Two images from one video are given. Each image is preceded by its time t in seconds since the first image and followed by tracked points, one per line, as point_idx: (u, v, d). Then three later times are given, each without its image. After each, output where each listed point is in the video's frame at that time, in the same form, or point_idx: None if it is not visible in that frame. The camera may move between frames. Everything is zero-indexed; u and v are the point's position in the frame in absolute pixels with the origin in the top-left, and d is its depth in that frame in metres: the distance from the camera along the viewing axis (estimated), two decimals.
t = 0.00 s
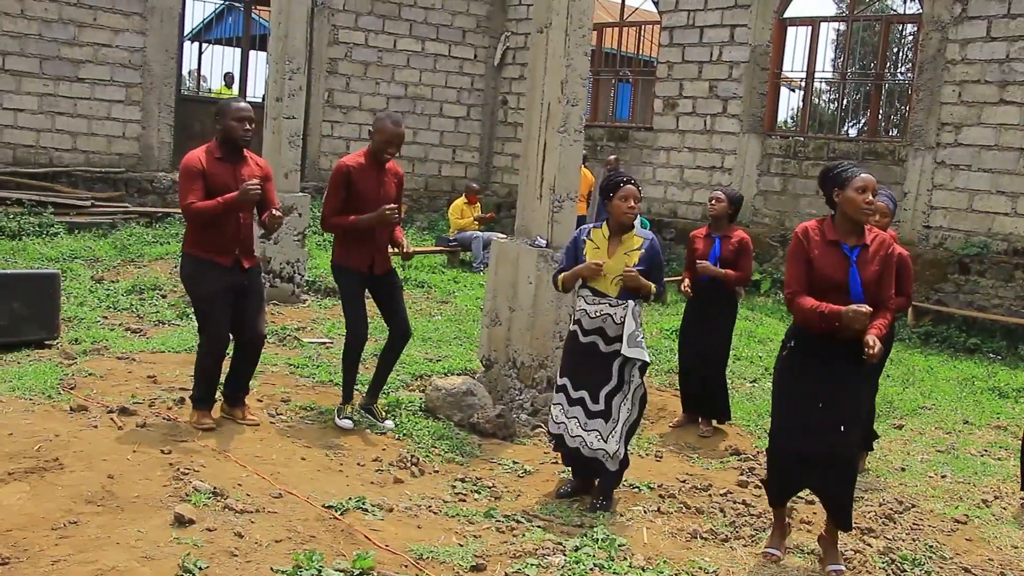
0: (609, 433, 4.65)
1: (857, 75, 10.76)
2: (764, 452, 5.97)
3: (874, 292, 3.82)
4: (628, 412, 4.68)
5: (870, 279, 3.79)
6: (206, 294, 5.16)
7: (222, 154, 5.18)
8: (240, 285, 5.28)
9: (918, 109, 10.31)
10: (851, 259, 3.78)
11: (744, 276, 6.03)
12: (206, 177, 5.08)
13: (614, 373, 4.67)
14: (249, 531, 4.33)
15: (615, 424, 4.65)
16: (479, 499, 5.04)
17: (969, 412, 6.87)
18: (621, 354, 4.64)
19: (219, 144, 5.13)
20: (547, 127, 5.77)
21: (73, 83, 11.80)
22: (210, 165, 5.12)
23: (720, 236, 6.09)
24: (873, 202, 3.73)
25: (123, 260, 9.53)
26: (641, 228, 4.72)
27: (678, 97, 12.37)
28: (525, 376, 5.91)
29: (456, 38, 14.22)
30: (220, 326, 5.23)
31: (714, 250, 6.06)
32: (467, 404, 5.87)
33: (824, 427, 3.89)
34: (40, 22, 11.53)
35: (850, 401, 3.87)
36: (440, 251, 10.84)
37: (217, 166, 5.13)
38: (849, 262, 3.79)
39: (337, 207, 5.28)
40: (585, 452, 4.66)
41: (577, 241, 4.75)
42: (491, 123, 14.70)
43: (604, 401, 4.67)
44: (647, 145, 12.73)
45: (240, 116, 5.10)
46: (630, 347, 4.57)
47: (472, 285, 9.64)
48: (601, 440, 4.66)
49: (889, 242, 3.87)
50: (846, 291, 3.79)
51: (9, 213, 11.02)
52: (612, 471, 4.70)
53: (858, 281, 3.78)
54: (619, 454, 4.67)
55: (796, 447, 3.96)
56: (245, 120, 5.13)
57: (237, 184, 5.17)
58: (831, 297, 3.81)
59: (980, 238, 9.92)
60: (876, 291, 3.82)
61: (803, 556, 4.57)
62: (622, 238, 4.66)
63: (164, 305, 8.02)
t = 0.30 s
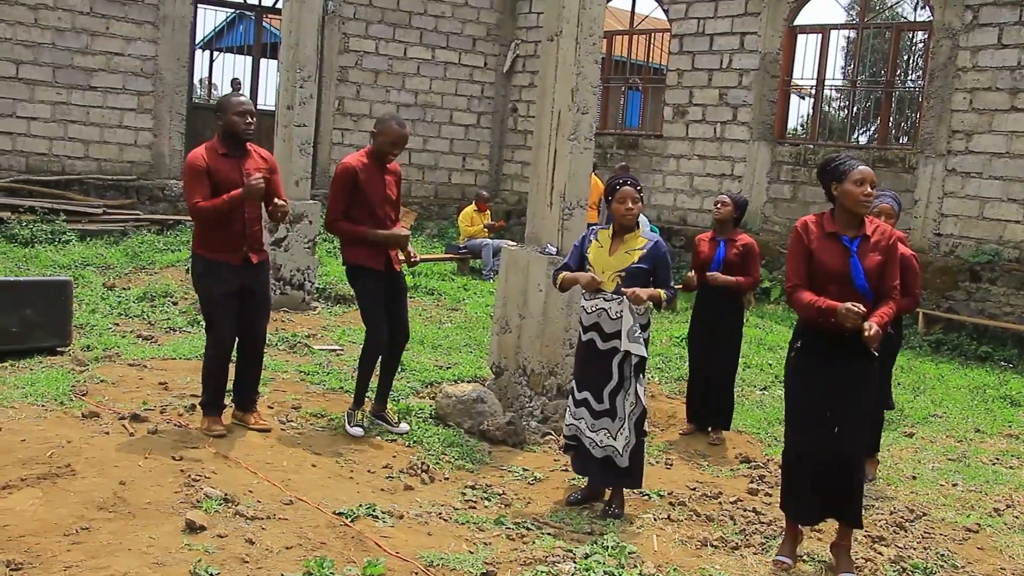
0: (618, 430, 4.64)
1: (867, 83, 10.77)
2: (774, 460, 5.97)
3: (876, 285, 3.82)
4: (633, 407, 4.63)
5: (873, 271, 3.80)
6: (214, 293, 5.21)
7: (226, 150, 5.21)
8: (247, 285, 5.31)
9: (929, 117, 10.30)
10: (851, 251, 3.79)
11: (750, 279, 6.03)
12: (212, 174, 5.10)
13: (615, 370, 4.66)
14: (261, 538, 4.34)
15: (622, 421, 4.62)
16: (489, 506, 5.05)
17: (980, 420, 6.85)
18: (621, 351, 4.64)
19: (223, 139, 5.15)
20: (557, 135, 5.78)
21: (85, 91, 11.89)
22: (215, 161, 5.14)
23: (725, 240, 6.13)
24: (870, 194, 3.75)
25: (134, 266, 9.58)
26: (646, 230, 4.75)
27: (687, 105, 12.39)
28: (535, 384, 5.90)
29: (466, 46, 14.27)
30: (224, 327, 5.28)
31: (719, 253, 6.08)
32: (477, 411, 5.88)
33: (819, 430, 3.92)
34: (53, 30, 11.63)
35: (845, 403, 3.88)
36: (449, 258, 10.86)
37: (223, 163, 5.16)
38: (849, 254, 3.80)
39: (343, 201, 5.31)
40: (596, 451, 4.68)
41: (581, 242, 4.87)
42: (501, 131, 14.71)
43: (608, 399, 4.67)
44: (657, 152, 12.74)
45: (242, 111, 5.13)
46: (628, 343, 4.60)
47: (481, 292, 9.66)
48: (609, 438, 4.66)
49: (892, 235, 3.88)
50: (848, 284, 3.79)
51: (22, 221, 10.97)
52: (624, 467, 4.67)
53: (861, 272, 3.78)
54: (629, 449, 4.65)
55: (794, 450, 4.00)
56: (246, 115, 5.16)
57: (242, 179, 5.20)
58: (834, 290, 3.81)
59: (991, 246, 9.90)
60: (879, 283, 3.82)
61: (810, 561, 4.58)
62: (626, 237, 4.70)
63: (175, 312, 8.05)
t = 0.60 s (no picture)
0: (578, 435, 4.71)
1: (855, 89, 10.80)
2: (762, 465, 5.97)
3: (855, 289, 3.80)
4: (598, 416, 4.66)
5: (850, 274, 3.80)
6: (198, 297, 5.21)
7: (207, 156, 5.21)
8: (234, 288, 5.30)
9: (916, 124, 10.35)
10: (824, 258, 3.83)
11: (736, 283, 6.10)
12: (187, 179, 5.12)
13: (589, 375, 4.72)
14: (248, 543, 4.33)
15: (584, 425, 4.69)
16: (477, 511, 5.05)
17: (966, 425, 6.88)
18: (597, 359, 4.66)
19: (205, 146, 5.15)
20: (546, 140, 5.79)
21: (73, 95, 11.84)
22: (194, 168, 5.16)
23: (710, 246, 6.17)
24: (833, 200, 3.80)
25: (122, 271, 9.55)
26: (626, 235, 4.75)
27: (676, 111, 12.42)
28: (523, 389, 5.89)
29: (456, 51, 14.28)
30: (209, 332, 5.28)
31: (706, 259, 6.12)
32: (466, 416, 5.87)
33: (796, 428, 3.97)
34: (41, 34, 11.58)
35: (826, 406, 3.90)
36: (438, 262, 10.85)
37: (203, 169, 5.17)
38: (822, 261, 3.83)
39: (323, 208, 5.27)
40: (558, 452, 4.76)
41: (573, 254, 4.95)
42: (490, 136, 14.75)
43: (579, 402, 4.73)
44: (646, 158, 12.76)
45: (224, 116, 5.13)
46: (599, 350, 4.63)
47: (470, 297, 9.65)
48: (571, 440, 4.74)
49: (871, 236, 3.85)
50: (825, 290, 3.82)
51: (8, 225, 11.03)
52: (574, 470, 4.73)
53: (836, 277, 3.80)
54: (584, 454, 4.68)
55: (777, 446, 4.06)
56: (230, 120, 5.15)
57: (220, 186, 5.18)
58: (813, 299, 3.85)
59: (978, 252, 9.95)
60: (861, 286, 3.81)
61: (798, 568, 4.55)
62: (603, 243, 4.74)
63: (163, 317, 8.02)
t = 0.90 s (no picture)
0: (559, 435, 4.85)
1: (836, 87, 10.87)
2: (745, 462, 5.99)
3: (836, 293, 3.77)
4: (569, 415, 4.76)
5: (828, 282, 3.79)
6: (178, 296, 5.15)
7: (202, 161, 5.20)
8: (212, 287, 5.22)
9: (897, 122, 10.42)
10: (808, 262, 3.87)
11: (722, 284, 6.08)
12: (178, 181, 5.10)
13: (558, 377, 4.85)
14: (231, 543, 4.31)
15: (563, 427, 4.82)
16: (461, 509, 5.04)
17: (947, 421, 6.92)
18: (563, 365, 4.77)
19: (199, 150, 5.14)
20: (529, 139, 5.79)
21: (54, 96, 11.77)
22: (188, 173, 5.15)
23: (698, 244, 6.14)
24: (815, 205, 3.83)
25: (104, 272, 9.49)
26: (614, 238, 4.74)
27: (659, 110, 12.45)
28: (507, 387, 5.90)
29: (439, 51, 14.27)
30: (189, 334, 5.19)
31: (692, 257, 6.10)
32: (449, 415, 5.86)
33: (769, 433, 3.98)
34: (22, 35, 11.51)
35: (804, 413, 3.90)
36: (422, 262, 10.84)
37: (196, 174, 5.16)
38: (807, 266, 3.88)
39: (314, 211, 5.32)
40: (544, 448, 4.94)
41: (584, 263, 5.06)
42: (474, 136, 14.75)
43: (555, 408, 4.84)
44: (629, 157, 12.79)
45: (220, 121, 5.10)
46: (565, 348, 4.79)
47: (453, 296, 9.65)
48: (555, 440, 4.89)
49: (861, 244, 3.74)
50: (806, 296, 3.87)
51: None
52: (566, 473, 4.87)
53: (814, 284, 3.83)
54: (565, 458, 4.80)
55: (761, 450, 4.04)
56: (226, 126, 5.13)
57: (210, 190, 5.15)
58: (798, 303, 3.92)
59: (958, 249, 10.03)
60: (843, 294, 3.76)
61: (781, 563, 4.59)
62: (588, 243, 4.77)
63: (145, 317, 7.99)
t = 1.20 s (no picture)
0: (556, 426, 4.75)
1: (822, 79, 10.89)
2: (729, 451, 6.01)
3: (830, 279, 3.77)
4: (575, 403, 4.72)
5: (825, 263, 3.78)
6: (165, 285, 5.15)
7: (200, 144, 5.18)
8: (199, 277, 5.21)
9: (881, 113, 10.44)
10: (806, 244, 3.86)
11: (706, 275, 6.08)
12: (173, 162, 5.08)
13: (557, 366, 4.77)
14: (215, 534, 4.30)
15: (563, 415, 4.73)
16: (446, 500, 5.04)
17: (929, 410, 6.96)
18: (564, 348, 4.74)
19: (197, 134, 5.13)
20: (514, 129, 5.78)
21: (35, 84, 11.65)
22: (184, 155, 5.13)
23: (684, 235, 6.15)
24: (820, 187, 3.81)
25: (87, 262, 9.44)
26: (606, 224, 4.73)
27: (645, 100, 12.44)
28: (492, 378, 5.88)
29: (424, 40, 14.22)
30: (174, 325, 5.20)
31: (677, 248, 6.11)
32: (434, 406, 5.86)
33: (778, 402, 3.99)
34: (1, 22, 11.36)
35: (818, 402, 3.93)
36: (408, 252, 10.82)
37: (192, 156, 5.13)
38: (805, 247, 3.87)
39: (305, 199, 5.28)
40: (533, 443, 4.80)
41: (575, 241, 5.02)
42: (459, 126, 14.75)
43: (554, 393, 4.78)
44: (615, 147, 12.80)
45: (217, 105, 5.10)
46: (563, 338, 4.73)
47: (439, 287, 9.64)
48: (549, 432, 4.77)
49: (862, 230, 3.75)
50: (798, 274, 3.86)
51: None
52: (550, 466, 4.77)
53: (808, 263, 3.83)
54: (563, 448, 4.73)
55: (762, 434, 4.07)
56: (223, 110, 5.11)
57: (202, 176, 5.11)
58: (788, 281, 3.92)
59: (941, 240, 10.07)
60: (837, 278, 3.76)
61: (765, 553, 4.60)
62: (580, 231, 4.78)
63: (129, 308, 7.95)
